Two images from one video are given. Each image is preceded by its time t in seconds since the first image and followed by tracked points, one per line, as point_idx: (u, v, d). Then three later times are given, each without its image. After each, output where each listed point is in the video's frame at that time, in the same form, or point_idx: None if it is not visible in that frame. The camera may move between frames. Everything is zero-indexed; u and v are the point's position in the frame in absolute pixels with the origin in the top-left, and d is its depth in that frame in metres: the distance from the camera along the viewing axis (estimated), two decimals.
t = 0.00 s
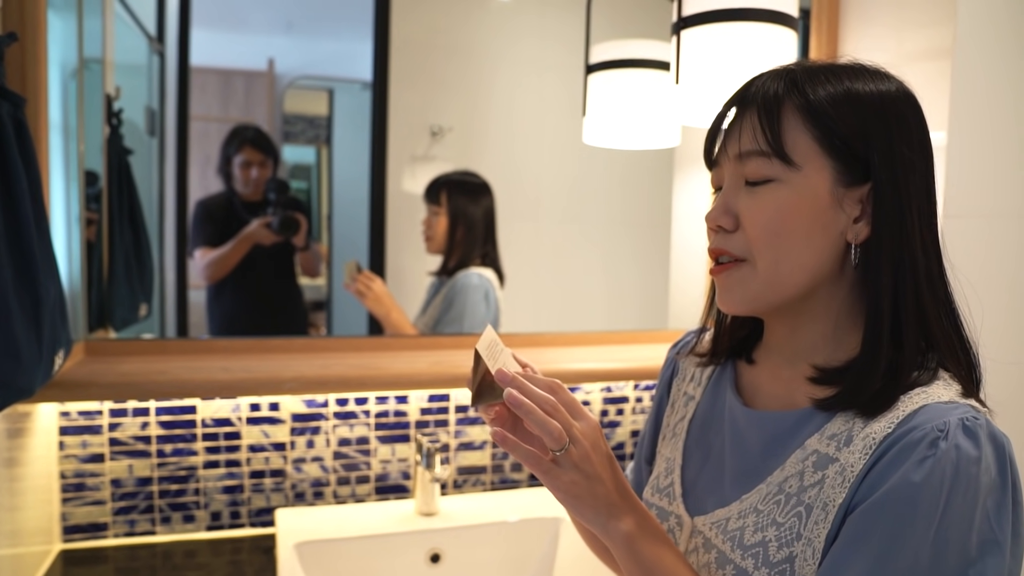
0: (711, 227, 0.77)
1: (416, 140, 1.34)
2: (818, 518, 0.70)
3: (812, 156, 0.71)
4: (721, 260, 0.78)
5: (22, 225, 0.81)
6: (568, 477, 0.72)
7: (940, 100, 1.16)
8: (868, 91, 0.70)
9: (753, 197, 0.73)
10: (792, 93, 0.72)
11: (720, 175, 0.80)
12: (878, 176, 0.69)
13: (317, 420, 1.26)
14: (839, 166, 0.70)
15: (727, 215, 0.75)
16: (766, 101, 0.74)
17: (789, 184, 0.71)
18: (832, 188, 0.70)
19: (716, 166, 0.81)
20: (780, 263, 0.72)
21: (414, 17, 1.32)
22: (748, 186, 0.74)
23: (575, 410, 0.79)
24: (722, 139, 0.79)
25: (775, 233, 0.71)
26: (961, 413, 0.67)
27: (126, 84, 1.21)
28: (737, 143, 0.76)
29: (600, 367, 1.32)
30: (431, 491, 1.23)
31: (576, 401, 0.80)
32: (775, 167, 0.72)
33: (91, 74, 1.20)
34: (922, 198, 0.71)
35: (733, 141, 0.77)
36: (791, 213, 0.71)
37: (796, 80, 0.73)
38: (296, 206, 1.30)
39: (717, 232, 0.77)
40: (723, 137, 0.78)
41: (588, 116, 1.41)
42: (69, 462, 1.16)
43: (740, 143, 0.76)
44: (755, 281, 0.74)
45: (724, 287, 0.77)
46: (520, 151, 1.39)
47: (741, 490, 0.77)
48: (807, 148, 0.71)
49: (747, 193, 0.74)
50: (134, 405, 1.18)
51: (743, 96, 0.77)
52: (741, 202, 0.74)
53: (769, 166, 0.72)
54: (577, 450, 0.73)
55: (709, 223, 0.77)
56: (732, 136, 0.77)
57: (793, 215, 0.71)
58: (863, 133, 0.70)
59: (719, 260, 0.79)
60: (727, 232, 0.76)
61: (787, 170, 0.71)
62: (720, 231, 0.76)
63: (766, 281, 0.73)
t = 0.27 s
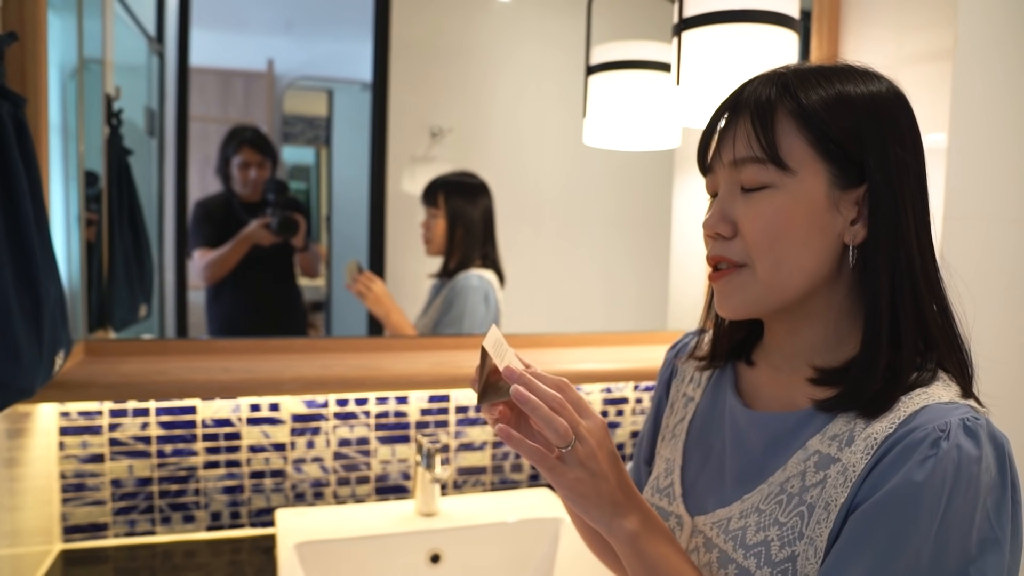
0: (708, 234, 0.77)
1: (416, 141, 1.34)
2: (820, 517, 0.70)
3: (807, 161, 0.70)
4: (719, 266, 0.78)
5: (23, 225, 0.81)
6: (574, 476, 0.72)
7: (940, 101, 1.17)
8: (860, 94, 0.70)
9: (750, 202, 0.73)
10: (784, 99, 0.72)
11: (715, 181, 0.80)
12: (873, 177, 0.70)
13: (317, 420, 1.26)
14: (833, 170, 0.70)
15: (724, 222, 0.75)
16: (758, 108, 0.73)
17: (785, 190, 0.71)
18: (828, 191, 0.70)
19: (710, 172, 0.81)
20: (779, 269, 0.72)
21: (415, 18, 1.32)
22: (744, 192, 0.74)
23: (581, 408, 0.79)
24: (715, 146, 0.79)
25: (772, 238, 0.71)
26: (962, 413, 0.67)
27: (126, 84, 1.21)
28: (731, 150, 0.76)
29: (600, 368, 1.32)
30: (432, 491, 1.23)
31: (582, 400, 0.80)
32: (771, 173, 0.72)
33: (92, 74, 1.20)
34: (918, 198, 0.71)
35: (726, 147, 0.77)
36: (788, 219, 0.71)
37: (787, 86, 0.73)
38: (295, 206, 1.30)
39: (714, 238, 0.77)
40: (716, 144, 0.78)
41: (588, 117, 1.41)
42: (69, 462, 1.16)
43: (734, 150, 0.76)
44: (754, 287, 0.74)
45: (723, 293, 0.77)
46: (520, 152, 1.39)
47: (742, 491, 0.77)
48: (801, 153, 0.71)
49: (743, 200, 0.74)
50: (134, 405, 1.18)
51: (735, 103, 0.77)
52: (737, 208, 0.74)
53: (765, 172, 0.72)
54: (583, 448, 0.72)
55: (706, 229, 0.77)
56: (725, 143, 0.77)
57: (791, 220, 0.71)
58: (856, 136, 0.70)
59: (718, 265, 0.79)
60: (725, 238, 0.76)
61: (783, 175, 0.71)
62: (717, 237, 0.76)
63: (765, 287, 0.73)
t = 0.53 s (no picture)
0: (702, 228, 0.77)
1: (414, 138, 1.34)
2: (809, 513, 0.70)
3: (803, 159, 0.70)
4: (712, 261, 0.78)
5: (18, 221, 0.81)
6: (581, 469, 0.73)
7: (938, 99, 1.17)
8: (856, 92, 0.70)
9: (744, 199, 0.73)
10: (783, 96, 0.72)
11: (710, 175, 0.79)
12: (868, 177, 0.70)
13: (315, 417, 1.26)
14: (828, 169, 0.70)
15: (718, 217, 0.75)
16: (757, 104, 0.73)
17: (780, 187, 0.71)
18: (822, 190, 0.70)
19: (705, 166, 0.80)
20: (772, 266, 0.72)
21: (413, 15, 1.32)
22: (739, 188, 0.74)
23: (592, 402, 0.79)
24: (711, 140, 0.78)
25: (766, 235, 0.71)
26: (947, 407, 0.67)
27: (123, 81, 1.21)
28: (727, 145, 0.75)
29: (597, 365, 1.32)
30: (429, 489, 1.23)
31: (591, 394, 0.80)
32: (766, 170, 0.71)
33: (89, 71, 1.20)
34: (908, 195, 0.71)
35: (723, 142, 0.76)
36: (783, 216, 0.71)
37: (786, 83, 0.72)
38: (293, 203, 1.30)
39: (708, 234, 0.77)
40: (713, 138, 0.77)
41: (586, 115, 1.41)
42: (66, 459, 1.16)
43: (730, 145, 0.75)
44: (748, 285, 0.74)
45: (716, 289, 0.77)
46: (518, 149, 1.39)
47: (731, 488, 0.77)
48: (798, 151, 0.71)
49: (738, 196, 0.74)
50: (131, 402, 1.18)
51: (734, 97, 0.76)
52: (732, 204, 0.74)
53: (761, 169, 0.72)
54: (592, 443, 0.74)
55: (700, 224, 0.77)
56: (722, 138, 0.77)
57: (785, 218, 0.70)
58: (852, 136, 0.70)
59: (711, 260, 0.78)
60: (719, 233, 0.75)
61: (778, 173, 0.71)
62: (711, 233, 0.76)
63: (758, 284, 0.73)
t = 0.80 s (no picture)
0: (693, 230, 0.76)
1: (412, 136, 1.33)
2: (805, 508, 0.70)
3: (800, 165, 0.70)
4: (702, 262, 0.77)
5: (14, 220, 0.81)
6: (569, 471, 0.74)
7: (936, 96, 1.16)
8: (850, 93, 0.70)
9: (740, 203, 0.72)
10: (782, 102, 0.71)
11: (700, 173, 0.78)
12: (862, 182, 0.70)
13: (313, 416, 1.26)
14: (823, 174, 0.70)
15: (712, 219, 0.74)
16: (754, 108, 0.72)
17: (776, 193, 0.70)
18: (818, 195, 0.70)
19: (694, 163, 0.79)
20: (766, 272, 0.72)
21: (411, 13, 1.32)
22: (733, 191, 0.73)
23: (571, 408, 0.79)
24: (704, 138, 0.76)
25: (762, 242, 0.71)
26: (940, 399, 0.68)
27: (120, 80, 1.21)
28: (722, 146, 0.74)
29: (596, 363, 1.32)
30: (427, 487, 1.23)
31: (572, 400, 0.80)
32: (762, 177, 0.71)
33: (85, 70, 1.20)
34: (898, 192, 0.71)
35: (716, 143, 0.75)
36: (778, 222, 0.70)
37: (784, 87, 0.71)
38: (292, 202, 1.30)
39: (698, 235, 0.76)
40: (705, 137, 0.76)
41: (584, 112, 1.41)
42: (64, 458, 1.16)
43: (725, 147, 0.74)
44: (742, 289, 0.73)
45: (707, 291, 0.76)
46: (515, 147, 1.39)
47: (727, 485, 0.77)
48: (795, 157, 0.70)
49: (733, 199, 0.73)
50: (129, 401, 1.18)
51: (729, 96, 0.74)
52: (726, 207, 0.73)
53: (756, 175, 0.71)
54: (575, 444, 0.74)
55: (690, 225, 0.76)
56: (714, 138, 0.75)
57: (778, 224, 0.70)
58: (848, 141, 0.70)
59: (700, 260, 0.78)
60: (710, 236, 0.75)
61: (773, 180, 0.70)
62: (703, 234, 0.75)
63: (751, 289, 0.73)
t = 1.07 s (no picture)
0: (733, 216, 0.69)
1: (411, 135, 1.33)
2: (800, 503, 0.69)
3: (851, 176, 0.68)
4: (723, 252, 0.71)
5: (10, 220, 0.80)
6: (585, 467, 0.72)
7: (936, 94, 1.16)
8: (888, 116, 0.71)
9: (795, 198, 0.67)
10: (853, 107, 0.68)
11: (734, 154, 0.71)
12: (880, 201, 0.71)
13: (311, 416, 1.26)
14: (855, 187, 0.69)
15: (759, 210, 0.67)
16: (828, 103, 0.67)
17: (829, 198, 0.67)
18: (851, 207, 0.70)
19: (726, 142, 0.72)
20: (802, 273, 0.68)
21: (410, 11, 1.31)
22: (782, 182, 0.68)
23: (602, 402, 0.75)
24: (756, 117, 0.69)
25: (815, 244, 0.67)
26: (921, 381, 0.67)
27: (117, 79, 1.21)
28: (780, 130, 0.68)
29: (595, 362, 1.31)
30: (425, 487, 1.23)
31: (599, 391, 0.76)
32: (822, 175, 0.67)
33: (82, 69, 1.20)
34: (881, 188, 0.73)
35: (774, 125, 0.68)
36: (822, 224, 0.67)
37: (857, 93, 0.68)
38: (293, 200, 1.30)
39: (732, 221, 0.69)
40: (759, 117, 0.69)
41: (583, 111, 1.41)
42: (62, 458, 1.16)
43: (785, 132, 0.68)
44: (782, 288, 0.68)
45: (735, 284, 0.70)
46: (514, 146, 1.38)
47: (718, 487, 0.75)
48: (850, 168, 0.68)
49: (783, 192, 0.68)
50: (127, 401, 1.18)
51: (797, 81, 0.69)
52: (776, 199, 0.67)
53: (815, 172, 0.67)
54: (596, 441, 0.72)
55: (728, 211, 0.69)
56: (769, 118, 0.69)
57: (821, 226, 0.67)
58: (879, 164, 0.70)
59: (718, 251, 0.72)
60: (753, 227, 0.68)
61: (830, 179, 0.67)
62: (741, 223, 0.69)
63: (782, 290, 0.68)
